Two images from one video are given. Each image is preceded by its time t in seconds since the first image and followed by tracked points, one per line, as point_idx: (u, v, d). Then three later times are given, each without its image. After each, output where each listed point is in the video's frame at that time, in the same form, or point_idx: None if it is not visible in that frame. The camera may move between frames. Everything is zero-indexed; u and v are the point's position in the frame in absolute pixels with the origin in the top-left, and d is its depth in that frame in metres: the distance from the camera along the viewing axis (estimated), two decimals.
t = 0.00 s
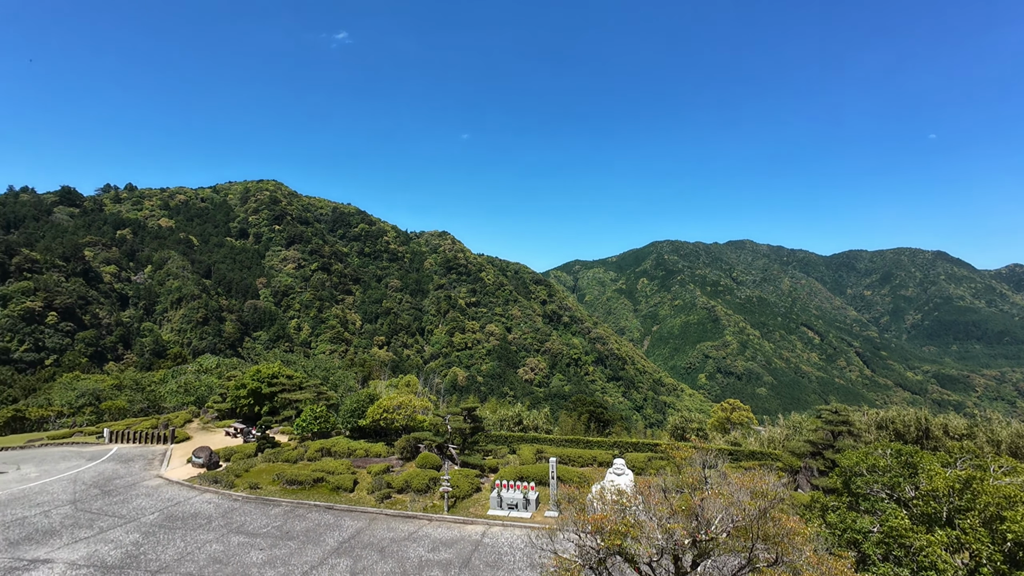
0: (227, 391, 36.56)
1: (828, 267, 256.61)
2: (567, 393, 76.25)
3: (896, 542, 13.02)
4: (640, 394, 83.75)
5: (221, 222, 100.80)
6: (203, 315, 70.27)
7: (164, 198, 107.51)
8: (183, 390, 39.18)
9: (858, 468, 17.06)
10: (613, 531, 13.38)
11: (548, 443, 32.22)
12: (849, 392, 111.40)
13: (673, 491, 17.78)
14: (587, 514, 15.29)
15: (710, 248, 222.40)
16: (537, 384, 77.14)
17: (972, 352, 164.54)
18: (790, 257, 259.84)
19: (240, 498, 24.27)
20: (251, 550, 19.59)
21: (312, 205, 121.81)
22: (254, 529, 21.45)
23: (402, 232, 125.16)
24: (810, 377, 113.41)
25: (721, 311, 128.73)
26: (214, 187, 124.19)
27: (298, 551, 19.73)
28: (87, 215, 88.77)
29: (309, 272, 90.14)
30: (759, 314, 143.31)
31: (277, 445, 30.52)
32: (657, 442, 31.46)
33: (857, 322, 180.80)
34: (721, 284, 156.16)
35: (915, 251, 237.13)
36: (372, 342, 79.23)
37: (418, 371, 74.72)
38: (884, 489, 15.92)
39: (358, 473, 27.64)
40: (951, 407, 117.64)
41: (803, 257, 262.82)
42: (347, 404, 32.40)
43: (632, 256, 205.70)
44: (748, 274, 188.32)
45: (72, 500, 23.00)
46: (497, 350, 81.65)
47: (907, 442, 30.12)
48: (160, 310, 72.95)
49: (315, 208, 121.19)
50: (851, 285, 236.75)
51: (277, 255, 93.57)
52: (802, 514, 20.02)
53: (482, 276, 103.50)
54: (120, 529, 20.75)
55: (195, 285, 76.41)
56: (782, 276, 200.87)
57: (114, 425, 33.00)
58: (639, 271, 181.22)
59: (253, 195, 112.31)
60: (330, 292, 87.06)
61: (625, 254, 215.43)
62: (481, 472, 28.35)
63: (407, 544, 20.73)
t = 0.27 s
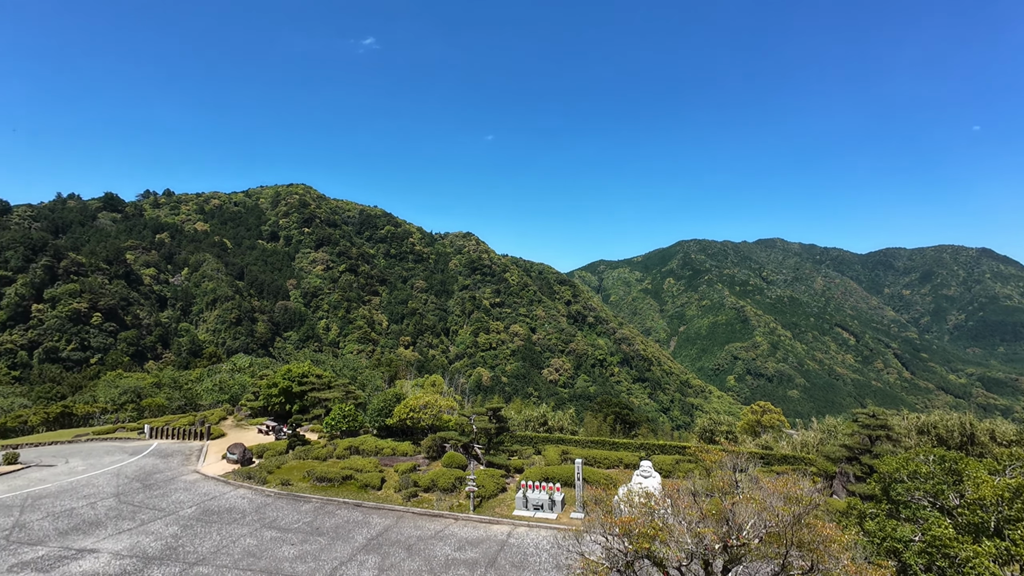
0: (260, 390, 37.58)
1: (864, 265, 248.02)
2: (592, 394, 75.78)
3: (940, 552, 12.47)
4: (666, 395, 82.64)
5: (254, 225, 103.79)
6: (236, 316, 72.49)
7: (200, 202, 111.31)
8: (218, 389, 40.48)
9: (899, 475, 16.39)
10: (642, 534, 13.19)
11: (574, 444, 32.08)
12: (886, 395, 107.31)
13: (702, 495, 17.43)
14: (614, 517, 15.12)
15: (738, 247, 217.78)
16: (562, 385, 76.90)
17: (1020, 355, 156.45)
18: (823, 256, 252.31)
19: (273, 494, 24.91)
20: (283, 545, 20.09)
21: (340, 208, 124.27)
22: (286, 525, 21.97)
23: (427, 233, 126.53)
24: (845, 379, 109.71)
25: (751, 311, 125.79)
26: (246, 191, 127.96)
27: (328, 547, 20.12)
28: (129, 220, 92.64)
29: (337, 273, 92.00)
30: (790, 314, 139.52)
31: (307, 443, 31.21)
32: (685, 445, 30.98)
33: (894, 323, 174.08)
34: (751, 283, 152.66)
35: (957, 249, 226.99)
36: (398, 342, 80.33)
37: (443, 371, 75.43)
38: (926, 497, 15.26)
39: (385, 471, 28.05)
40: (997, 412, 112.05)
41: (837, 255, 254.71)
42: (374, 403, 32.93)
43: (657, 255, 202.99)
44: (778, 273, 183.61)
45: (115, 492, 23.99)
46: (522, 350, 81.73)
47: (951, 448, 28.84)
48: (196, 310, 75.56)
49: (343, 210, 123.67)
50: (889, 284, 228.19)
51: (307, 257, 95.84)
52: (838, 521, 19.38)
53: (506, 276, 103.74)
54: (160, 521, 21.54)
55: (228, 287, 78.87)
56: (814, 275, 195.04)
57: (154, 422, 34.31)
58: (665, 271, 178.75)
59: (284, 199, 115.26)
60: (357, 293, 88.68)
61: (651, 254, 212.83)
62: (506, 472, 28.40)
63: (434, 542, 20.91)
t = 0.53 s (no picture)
0: (294, 389, 38.64)
1: (907, 263, 237.63)
2: (621, 395, 75.00)
3: (993, 565, 11.83)
4: (697, 398, 81.15)
5: (288, 229, 106.91)
6: (271, 317, 74.77)
7: (237, 207, 115.30)
8: (254, 387, 41.85)
9: (947, 483, 15.60)
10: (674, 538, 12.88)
11: (602, 446, 31.81)
12: (932, 400, 102.37)
13: (737, 500, 16.95)
14: (646, 521, 14.82)
15: (772, 246, 211.93)
16: (590, 386, 76.34)
17: None
18: (862, 254, 243.05)
19: (307, 491, 25.55)
20: (317, 540, 20.58)
21: (369, 211, 126.70)
22: (320, 520, 22.52)
23: (454, 235, 127.69)
24: (887, 383, 105.18)
25: (786, 311, 122.08)
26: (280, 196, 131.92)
27: (360, 543, 20.51)
28: (171, 225, 96.79)
29: (367, 275, 93.84)
30: (828, 315, 134.78)
31: (339, 441, 31.91)
32: (718, 449, 30.32)
33: (941, 323, 165.91)
34: (785, 283, 148.22)
35: (1011, 246, 214.81)
36: (426, 342, 81.33)
37: (471, 371, 75.97)
38: (977, 506, 14.50)
39: (415, 470, 28.40)
40: None
41: (878, 254, 244.73)
42: (404, 403, 33.43)
43: (687, 255, 199.31)
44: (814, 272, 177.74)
45: (161, 486, 25.09)
46: (549, 351, 81.55)
47: (1006, 455, 27.31)
48: (234, 312, 78.32)
49: (373, 213, 126.07)
50: (934, 283, 217.86)
51: (338, 260, 98.12)
52: (882, 530, 18.57)
53: (533, 277, 103.69)
54: (202, 514, 22.40)
55: (264, 289, 81.43)
56: (853, 273, 187.79)
57: (195, 419, 35.71)
58: (695, 271, 175.44)
59: (316, 203, 118.29)
60: (387, 295, 90.25)
61: (680, 254, 209.24)
62: (535, 473, 28.37)
63: (463, 541, 21.05)
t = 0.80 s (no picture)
0: (329, 388, 39.62)
1: (957, 261, 225.73)
2: (652, 397, 73.86)
3: None
4: (731, 401, 79.27)
5: (321, 232, 109.82)
6: (306, 318, 76.96)
7: (274, 212, 119.14)
8: (291, 386, 43.16)
9: (1004, 493, 14.70)
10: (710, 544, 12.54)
11: (633, 449, 31.40)
12: (985, 405, 96.86)
13: (775, 507, 16.38)
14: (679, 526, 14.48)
15: (810, 245, 205.07)
16: (620, 388, 75.48)
17: None
18: (908, 252, 232.40)
19: (341, 488, 26.13)
20: (351, 537, 21.02)
21: (400, 214, 128.83)
22: (354, 517, 22.99)
23: (483, 237, 128.47)
24: (935, 387, 100.14)
25: (825, 312, 117.77)
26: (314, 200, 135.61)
27: (392, 541, 20.84)
28: (213, 230, 100.83)
29: (398, 277, 95.43)
30: (870, 316, 129.30)
31: (372, 440, 32.55)
32: (754, 454, 29.52)
33: (994, 325, 156.85)
34: (824, 282, 143.06)
35: None
36: (456, 343, 82.09)
37: (500, 372, 76.30)
38: None
39: (446, 470, 28.69)
40: None
41: (925, 251, 233.34)
42: (434, 403, 33.84)
43: (720, 255, 194.79)
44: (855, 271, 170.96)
45: (204, 480, 26.11)
46: (578, 352, 81.09)
47: None
48: (271, 313, 80.96)
49: (403, 216, 128.11)
50: (988, 282, 206.20)
51: (369, 262, 100.14)
52: (933, 542, 17.66)
53: (562, 278, 103.29)
54: (242, 509, 23.20)
55: (299, 291, 83.85)
56: (898, 272, 179.56)
57: (236, 416, 37.05)
58: (728, 270, 171.48)
59: (348, 206, 121.10)
60: (417, 296, 91.54)
61: (713, 253, 204.82)
62: (565, 474, 28.24)
63: (494, 542, 21.12)
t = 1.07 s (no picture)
0: (361, 388, 40.45)
1: (1012, 258, 213.36)
2: (684, 400, 72.56)
3: None
4: (767, 404, 77.23)
5: (353, 235, 112.34)
6: (339, 319, 78.86)
7: (308, 216, 122.54)
8: (324, 386, 44.28)
9: None
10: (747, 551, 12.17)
11: (664, 452, 30.90)
12: None
13: (816, 515, 15.79)
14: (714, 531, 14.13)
15: (850, 243, 197.54)
16: (650, 390, 74.42)
17: None
18: (957, 250, 221.04)
19: (373, 486, 26.59)
20: (383, 534, 21.37)
21: (429, 216, 130.53)
22: (386, 515, 23.38)
23: (510, 238, 128.85)
24: (988, 392, 94.73)
25: (867, 313, 113.22)
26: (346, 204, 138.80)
27: (423, 539, 21.09)
28: (250, 234, 104.49)
29: (427, 279, 96.71)
30: (915, 317, 123.55)
31: (403, 439, 33.05)
32: (791, 459, 28.62)
33: None
34: (865, 282, 137.55)
35: None
36: (484, 344, 82.61)
37: (529, 373, 76.40)
38: None
39: (475, 470, 28.86)
40: None
41: (975, 249, 221.38)
42: (463, 403, 34.12)
43: (754, 254, 189.78)
44: (899, 270, 163.80)
45: (243, 476, 27.04)
46: (607, 354, 80.41)
47: None
48: (305, 314, 83.28)
49: (431, 218, 129.72)
50: None
51: (399, 264, 101.85)
52: (990, 557, 16.68)
53: (591, 279, 102.60)
54: (279, 504, 23.91)
55: (332, 292, 85.96)
56: (946, 270, 170.96)
57: (273, 414, 38.23)
58: (763, 270, 166.87)
59: (379, 210, 123.50)
60: (446, 297, 92.53)
61: (746, 253, 199.77)
62: (595, 477, 28.00)
63: (524, 543, 21.10)
